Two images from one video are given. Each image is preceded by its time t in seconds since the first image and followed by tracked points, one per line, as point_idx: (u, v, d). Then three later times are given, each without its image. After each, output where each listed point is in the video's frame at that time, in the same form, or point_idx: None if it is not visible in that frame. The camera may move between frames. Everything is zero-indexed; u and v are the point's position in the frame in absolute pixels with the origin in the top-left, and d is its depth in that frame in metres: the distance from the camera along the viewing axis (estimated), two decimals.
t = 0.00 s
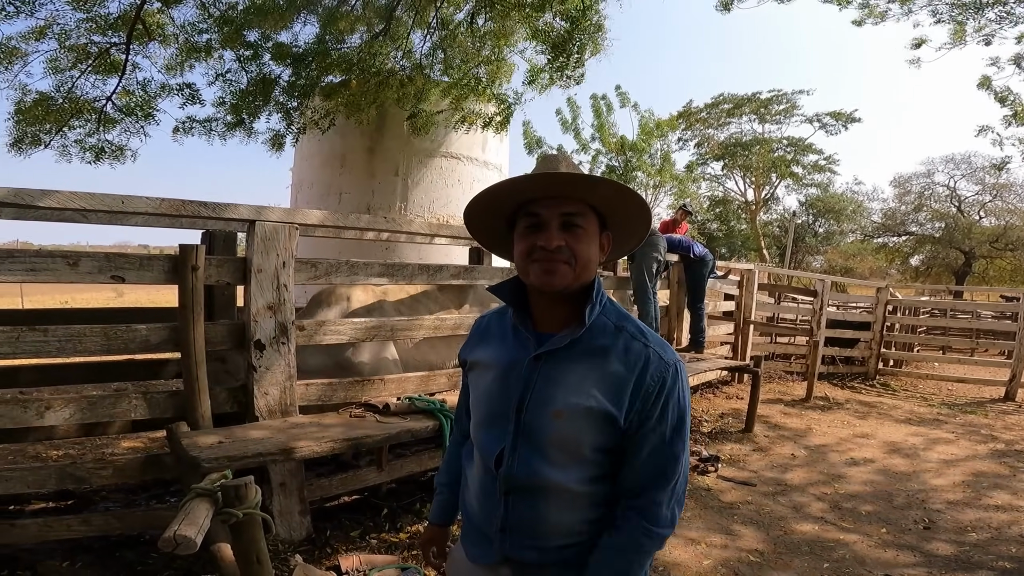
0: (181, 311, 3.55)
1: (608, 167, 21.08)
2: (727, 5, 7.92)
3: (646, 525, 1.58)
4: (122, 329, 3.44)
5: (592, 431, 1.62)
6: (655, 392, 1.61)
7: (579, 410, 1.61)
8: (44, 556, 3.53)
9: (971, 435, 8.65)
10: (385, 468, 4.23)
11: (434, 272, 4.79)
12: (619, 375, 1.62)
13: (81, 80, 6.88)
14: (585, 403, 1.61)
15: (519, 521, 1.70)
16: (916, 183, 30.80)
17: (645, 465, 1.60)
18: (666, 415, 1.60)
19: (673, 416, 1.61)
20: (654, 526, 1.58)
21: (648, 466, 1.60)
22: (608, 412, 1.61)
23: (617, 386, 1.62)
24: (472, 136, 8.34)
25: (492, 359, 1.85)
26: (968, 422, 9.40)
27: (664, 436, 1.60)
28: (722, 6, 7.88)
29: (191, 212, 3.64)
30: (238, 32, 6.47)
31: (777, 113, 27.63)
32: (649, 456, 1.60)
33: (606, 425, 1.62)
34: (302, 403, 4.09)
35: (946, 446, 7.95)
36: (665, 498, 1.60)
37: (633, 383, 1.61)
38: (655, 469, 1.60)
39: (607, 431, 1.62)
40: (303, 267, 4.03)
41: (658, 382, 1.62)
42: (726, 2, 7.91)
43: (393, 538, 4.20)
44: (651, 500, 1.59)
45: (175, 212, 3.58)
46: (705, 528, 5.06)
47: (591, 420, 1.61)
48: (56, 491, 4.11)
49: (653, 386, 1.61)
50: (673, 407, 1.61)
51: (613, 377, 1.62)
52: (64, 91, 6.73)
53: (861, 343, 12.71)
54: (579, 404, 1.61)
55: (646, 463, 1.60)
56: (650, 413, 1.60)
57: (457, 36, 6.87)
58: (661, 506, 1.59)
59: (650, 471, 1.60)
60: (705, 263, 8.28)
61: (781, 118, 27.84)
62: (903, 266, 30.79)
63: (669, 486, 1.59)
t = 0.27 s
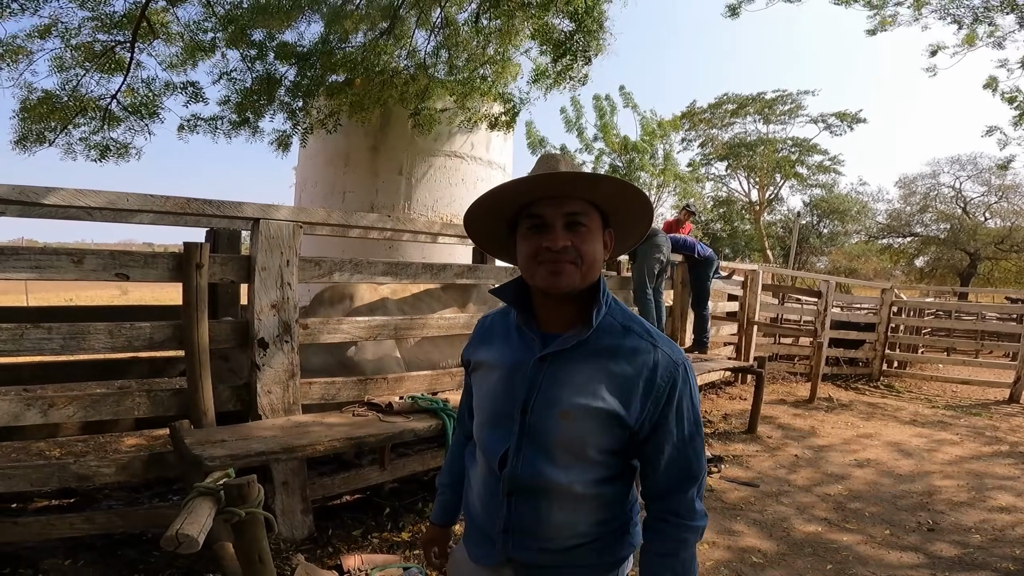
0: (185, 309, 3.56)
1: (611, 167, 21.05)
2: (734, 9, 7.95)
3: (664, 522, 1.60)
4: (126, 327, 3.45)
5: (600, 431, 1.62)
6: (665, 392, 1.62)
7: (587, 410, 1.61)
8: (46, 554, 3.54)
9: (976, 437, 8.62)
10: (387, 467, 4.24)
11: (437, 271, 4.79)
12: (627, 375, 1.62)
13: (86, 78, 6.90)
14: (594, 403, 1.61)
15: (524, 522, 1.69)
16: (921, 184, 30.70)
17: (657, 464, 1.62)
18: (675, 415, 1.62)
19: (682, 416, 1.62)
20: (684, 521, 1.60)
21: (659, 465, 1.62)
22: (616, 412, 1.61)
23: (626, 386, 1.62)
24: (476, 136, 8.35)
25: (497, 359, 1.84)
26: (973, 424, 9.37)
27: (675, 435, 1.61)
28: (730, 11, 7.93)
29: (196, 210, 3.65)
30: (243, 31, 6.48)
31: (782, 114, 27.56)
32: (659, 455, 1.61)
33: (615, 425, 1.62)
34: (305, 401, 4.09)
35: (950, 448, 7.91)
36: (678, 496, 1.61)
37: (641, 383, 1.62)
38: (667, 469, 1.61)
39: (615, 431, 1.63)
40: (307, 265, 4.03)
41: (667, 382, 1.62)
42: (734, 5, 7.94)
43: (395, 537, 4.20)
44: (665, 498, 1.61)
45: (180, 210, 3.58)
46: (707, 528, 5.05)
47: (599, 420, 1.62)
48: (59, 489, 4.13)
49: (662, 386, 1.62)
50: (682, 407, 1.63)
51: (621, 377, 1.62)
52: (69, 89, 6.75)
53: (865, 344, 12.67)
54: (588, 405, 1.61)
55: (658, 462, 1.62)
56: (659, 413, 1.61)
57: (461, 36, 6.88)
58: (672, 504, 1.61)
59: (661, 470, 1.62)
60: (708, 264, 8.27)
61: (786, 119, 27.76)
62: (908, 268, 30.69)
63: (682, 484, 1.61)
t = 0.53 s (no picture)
0: (182, 307, 3.55)
1: (610, 168, 21.05)
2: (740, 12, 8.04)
3: (662, 519, 1.62)
4: (123, 324, 3.45)
5: (600, 431, 1.63)
6: (665, 392, 1.63)
7: (588, 411, 1.61)
8: (40, 553, 3.52)
9: (972, 438, 8.64)
10: (384, 467, 4.24)
11: (435, 271, 4.79)
12: (628, 375, 1.63)
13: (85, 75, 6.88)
14: (595, 404, 1.62)
15: (523, 522, 1.69)
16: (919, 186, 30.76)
17: (655, 463, 1.63)
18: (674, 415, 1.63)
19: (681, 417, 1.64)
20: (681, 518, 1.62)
21: (658, 465, 1.63)
22: (617, 413, 1.62)
23: (626, 386, 1.63)
24: (475, 135, 8.35)
25: (495, 360, 1.84)
26: (970, 426, 9.39)
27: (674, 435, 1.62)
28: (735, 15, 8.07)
29: (194, 208, 3.64)
30: (244, 31, 6.47)
31: (781, 115, 27.59)
32: (659, 455, 1.63)
33: (615, 426, 1.63)
34: (302, 400, 4.09)
35: (947, 450, 7.93)
36: (676, 495, 1.63)
37: (641, 383, 1.63)
38: (666, 468, 1.63)
39: (615, 432, 1.63)
40: (304, 264, 4.03)
41: (666, 383, 1.64)
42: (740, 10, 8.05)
43: (391, 537, 4.20)
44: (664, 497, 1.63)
45: (177, 207, 3.57)
46: (704, 529, 5.06)
47: (599, 421, 1.62)
48: (55, 487, 4.12)
49: (662, 387, 1.63)
50: (681, 407, 1.64)
51: (622, 377, 1.63)
52: (68, 86, 6.73)
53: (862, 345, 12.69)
54: (588, 405, 1.62)
55: (658, 461, 1.63)
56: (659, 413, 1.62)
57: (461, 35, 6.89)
58: (670, 502, 1.63)
59: (660, 469, 1.63)
60: (707, 264, 8.27)
61: (785, 120, 27.79)
62: (906, 270, 30.74)
63: (681, 483, 1.63)
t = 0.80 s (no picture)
0: (181, 307, 3.55)
1: (609, 168, 21.05)
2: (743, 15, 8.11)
3: (659, 518, 1.63)
4: (122, 325, 3.44)
5: (600, 431, 1.63)
6: (664, 392, 1.63)
7: (589, 410, 1.62)
8: (40, 553, 3.52)
9: (972, 438, 8.64)
10: (384, 467, 4.23)
11: (435, 271, 4.79)
12: (628, 375, 1.63)
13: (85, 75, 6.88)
14: (595, 403, 1.62)
15: (522, 522, 1.69)
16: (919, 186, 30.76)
17: (654, 463, 1.63)
18: (674, 415, 1.63)
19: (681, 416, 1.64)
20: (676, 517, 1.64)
21: (656, 464, 1.63)
22: (617, 412, 1.62)
23: (626, 386, 1.63)
24: (475, 136, 8.36)
25: (495, 359, 1.83)
26: (970, 426, 9.38)
27: (673, 435, 1.63)
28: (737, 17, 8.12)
29: (193, 208, 3.64)
30: (245, 31, 6.47)
31: (781, 115, 27.59)
32: (658, 455, 1.63)
33: (614, 425, 1.63)
34: (301, 400, 4.08)
35: (947, 450, 7.93)
36: (673, 495, 1.63)
37: (641, 383, 1.63)
38: (665, 468, 1.63)
39: (615, 431, 1.64)
40: (304, 264, 4.03)
41: (665, 383, 1.64)
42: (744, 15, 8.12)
43: (390, 537, 4.20)
44: (662, 496, 1.63)
45: (177, 208, 3.57)
46: (704, 529, 5.05)
47: (599, 420, 1.62)
48: (54, 488, 4.12)
49: (662, 387, 1.63)
50: (680, 407, 1.65)
51: (622, 377, 1.63)
52: (68, 86, 6.73)
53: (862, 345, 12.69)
54: (588, 405, 1.62)
55: (656, 461, 1.63)
56: (659, 413, 1.62)
57: (463, 34, 6.91)
58: (668, 501, 1.63)
59: (659, 468, 1.64)
60: (706, 264, 8.28)
61: (785, 120, 27.79)
62: (906, 270, 30.74)
63: (679, 483, 1.63)
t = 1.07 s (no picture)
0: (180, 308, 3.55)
1: (608, 168, 21.05)
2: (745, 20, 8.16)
3: (654, 519, 1.63)
4: (121, 326, 3.44)
5: (596, 430, 1.63)
6: (658, 391, 1.63)
7: (583, 409, 1.62)
8: (39, 554, 3.52)
9: (971, 437, 8.64)
10: (383, 468, 4.23)
11: (434, 271, 4.79)
12: (624, 374, 1.63)
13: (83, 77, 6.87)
14: (590, 402, 1.62)
15: (519, 520, 1.69)
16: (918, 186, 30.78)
17: (649, 463, 1.63)
18: (670, 415, 1.63)
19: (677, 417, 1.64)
20: (671, 518, 1.63)
21: (652, 465, 1.63)
22: (612, 411, 1.62)
23: (622, 386, 1.63)
24: (474, 136, 8.36)
25: (494, 359, 1.83)
26: (969, 425, 9.39)
27: (669, 435, 1.62)
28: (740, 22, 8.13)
29: (191, 209, 3.64)
30: (244, 32, 6.46)
31: (779, 115, 27.60)
32: (653, 455, 1.62)
33: (609, 424, 1.63)
34: (300, 401, 4.08)
35: (946, 449, 7.93)
36: (668, 495, 1.62)
37: (637, 382, 1.63)
38: (661, 468, 1.63)
39: (610, 431, 1.63)
40: (302, 265, 4.02)
41: (660, 382, 1.63)
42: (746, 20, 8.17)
43: (390, 538, 4.20)
44: (657, 496, 1.63)
45: (175, 209, 3.56)
46: (704, 529, 5.05)
47: (594, 419, 1.62)
48: (52, 489, 4.11)
49: (657, 386, 1.63)
50: (676, 407, 1.64)
51: (617, 376, 1.63)
52: (67, 88, 6.73)
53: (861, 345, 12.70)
54: (583, 403, 1.62)
55: (651, 460, 1.63)
56: (654, 412, 1.62)
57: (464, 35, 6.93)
58: (663, 501, 1.63)
59: (654, 469, 1.63)
60: (705, 264, 8.28)
61: (783, 120, 27.80)
62: (904, 270, 30.76)
63: (673, 483, 1.62)
